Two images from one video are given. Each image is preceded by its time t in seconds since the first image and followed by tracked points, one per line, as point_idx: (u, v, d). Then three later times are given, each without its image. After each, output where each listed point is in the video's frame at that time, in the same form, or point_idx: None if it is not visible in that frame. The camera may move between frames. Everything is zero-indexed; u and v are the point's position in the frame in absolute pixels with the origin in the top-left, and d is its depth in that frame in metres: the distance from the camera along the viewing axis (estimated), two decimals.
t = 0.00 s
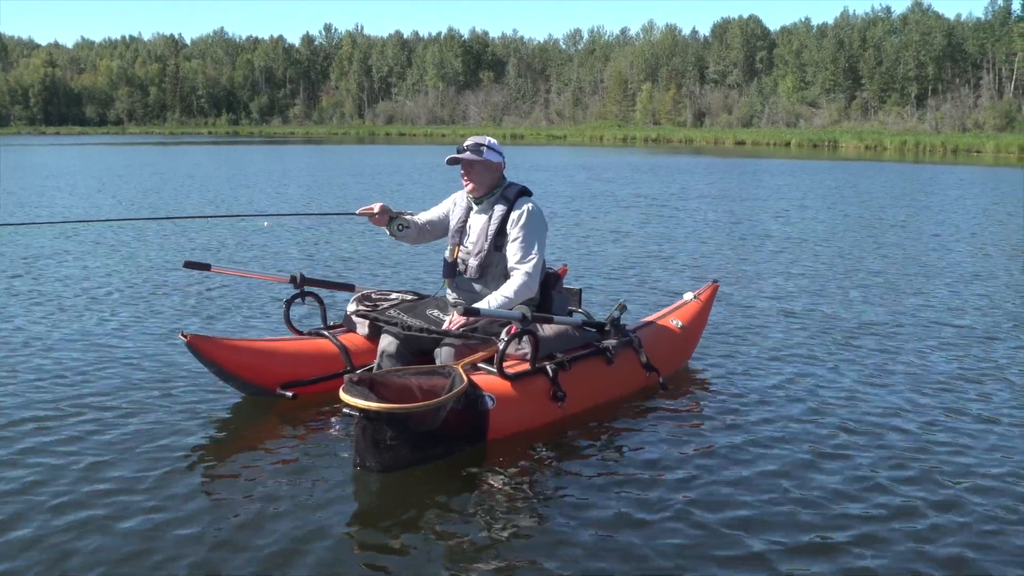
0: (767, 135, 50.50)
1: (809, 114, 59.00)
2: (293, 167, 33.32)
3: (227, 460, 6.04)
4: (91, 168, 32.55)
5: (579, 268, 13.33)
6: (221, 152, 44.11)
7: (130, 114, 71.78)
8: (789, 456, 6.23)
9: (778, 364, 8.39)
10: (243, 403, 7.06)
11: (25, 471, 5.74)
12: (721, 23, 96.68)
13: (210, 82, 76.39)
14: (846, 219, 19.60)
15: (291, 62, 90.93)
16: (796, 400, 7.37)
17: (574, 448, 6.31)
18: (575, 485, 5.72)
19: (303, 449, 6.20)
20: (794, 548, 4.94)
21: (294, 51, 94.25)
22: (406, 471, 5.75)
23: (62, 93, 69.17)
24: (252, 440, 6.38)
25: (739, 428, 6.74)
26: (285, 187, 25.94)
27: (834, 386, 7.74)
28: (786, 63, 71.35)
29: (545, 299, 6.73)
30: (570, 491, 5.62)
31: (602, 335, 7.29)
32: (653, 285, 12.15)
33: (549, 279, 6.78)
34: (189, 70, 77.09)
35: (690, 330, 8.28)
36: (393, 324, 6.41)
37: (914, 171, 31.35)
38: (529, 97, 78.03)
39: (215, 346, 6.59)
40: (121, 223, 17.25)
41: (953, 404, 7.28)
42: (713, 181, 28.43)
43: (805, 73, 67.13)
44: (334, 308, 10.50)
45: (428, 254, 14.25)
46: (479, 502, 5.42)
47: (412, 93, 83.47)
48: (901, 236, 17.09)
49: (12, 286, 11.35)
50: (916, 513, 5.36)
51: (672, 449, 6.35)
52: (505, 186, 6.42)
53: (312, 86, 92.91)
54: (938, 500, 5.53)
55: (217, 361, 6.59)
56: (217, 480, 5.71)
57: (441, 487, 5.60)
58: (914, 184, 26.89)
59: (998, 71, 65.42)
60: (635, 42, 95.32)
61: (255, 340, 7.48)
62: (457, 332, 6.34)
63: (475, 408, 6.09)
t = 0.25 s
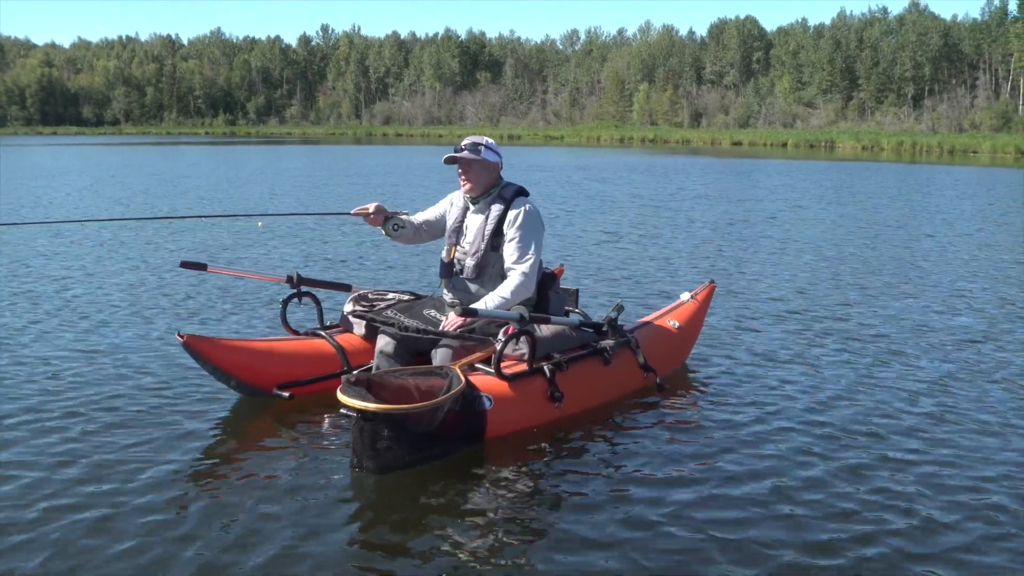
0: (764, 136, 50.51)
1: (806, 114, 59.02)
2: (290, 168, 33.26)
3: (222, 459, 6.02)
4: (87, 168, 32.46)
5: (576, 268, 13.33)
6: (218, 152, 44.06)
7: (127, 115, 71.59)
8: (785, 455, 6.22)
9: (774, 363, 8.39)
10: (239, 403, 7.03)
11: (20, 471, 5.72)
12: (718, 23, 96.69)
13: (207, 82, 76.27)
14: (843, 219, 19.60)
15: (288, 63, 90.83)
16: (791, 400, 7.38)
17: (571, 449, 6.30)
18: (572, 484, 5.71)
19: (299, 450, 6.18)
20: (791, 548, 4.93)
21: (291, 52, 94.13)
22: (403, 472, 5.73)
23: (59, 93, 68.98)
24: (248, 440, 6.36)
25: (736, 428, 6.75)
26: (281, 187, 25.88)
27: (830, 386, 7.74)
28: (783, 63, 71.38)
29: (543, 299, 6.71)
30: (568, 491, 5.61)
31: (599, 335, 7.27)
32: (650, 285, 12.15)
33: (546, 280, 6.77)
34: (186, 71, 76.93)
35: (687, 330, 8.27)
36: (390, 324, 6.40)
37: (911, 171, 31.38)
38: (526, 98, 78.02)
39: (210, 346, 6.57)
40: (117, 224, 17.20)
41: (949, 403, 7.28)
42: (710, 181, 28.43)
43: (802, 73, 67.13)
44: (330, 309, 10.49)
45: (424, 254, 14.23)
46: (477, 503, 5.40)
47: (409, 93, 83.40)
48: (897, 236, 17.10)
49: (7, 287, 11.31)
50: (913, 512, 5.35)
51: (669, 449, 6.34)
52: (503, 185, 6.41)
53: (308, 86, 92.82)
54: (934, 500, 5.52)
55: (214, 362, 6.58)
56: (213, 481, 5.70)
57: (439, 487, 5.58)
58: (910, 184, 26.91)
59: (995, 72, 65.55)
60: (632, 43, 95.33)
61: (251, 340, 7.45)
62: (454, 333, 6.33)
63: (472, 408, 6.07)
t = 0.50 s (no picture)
0: (762, 134, 50.50)
1: (804, 113, 59.03)
2: (287, 167, 33.18)
3: (221, 461, 6.00)
4: (84, 168, 32.40)
5: (573, 267, 13.30)
6: (215, 151, 44.01)
7: (124, 114, 71.44)
8: (784, 454, 6.19)
9: (772, 363, 8.36)
10: (237, 404, 7.00)
11: (15, 472, 5.69)
12: (715, 22, 96.67)
13: (204, 81, 76.16)
14: (841, 218, 19.59)
15: (285, 62, 90.72)
16: (790, 399, 7.34)
17: (571, 449, 6.28)
18: (572, 484, 5.69)
19: (297, 450, 6.15)
20: (791, 548, 4.90)
21: (288, 51, 94.01)
22: (402, 472, 5.71)
23: (56, 93, 68.86)
24: (246, 441, 6.33)
25: (736, 426, 6.73)
26: (278, 187, 25.83)
27: (829, 385, 7.71)
28: (780, 62, 71.38)
29: (541, 298, 6.68)
30: (567, 491, 5.58)
31: (597, 335, 7.25)
32: (648, 284, 12.13)
33: (544, 279, 6.73)
34: (183, 70, 76.83)
35: (685, 328, 8.24)
36: (387, 325, 6.36)
37: (908, 170, 31.37)
38: (523, 97, 77.95)
39: (207, 347, 6.53)
40: (113, 223, 17.14)
41: (948, 402, 7.25)
42: (708, 180, 28.41)
43: (799, 72, 67.12)
44: (327, 308, 10.47)
45: (421, 253, 14.20)
46: (477, 503, 5.38)
47: (407, 92, 83.31)
48: (895, 235, 17.08)
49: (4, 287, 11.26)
50: (913, 512, 5.32)
51: (668, 448, 6.31)
52: (501, 184, 6.36)
53: (306, 85, 92.71)
54: (934, 500, 5.49)
55: (211, 363, 6.54)
56: (211, 481, 5.67)
57: (438, 488, 5.56)
58: (907, 183, 26.89)
59: (992, 71, 65.60)
60: (629, 42, 95.29)
61: (248, 340, 7.41)
62: (452, 333, 6.30)
63: (471, 409, 6.05)
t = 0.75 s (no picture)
0: (760, 134, 50.49)
1: (801, 112, 59.02)
2: (284, 167, 33.13)
3: (217, 461, 5.98)
4: (80, 168, 32.34)
5: (571, 267, 13.29)
6: (212, 151, 43.95)
7: (121, 114, 71.32)
8: (784, 455, 6.15)
9: (771, 362, 8.34)
10: (233, 405, 6.98)
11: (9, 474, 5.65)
12: (712, 21, 96.70)
13: (201, 81, 76.06)
14: (838, 217, 19.58)
15: (283, 61, 90.62)
16: (790, 399, 7.32)
17: (569, 449, 6.26)
18: (570, 484, 5.68)
19: (295, 451, 6.13)
20: (791, 551, 4.87)
21: (285, 50, 93.92)
22: (399, 473, 5.69)
23: (52, 93, 68.76)
24: (243, 442, 6.31)
25: (734, 426, 6.72)
26: (275, 187, 25.79)
27: (829, 385, 7.69)
28: (777, 61, 71.41)
29: (538, 298, 6.66)
30: (565, 492, 5.56)
31: (594, 335, 7.23)
32: (646, 284, 12.12)
33: (541, 279, 6.71)
34: (180, 70, 76.74)
35: (681, 328, 8.22)
36: (384, 326, 6.34)
37: (906, 169, 31.36)
38: (521, 96, 77.88)
39: (204, 348, 6.51)
40: (110, 223, 17.11)
41: (948, 402, 7.22)
42: (705, 179, 28.37)
43: (796, 71, 67.10)
44: (324, 309, 10.45)
45: (419, 253, 14.19)
46: (474, 503, 5.36)
47: (404, 92, 83.24)
48: (892, 234, 17.08)
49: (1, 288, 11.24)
50: (912, 511, 5.32)
51: (666, 448, 6.29)
52: (498, 184, 6.34)
53: (303, 85, 92.63)
54: (933, 500, 5.48)
55: (208, 364, 6.52)
56: (209, 482, 5.65)
57: (436, 488, 5.54)
58: (905, 182, 26.87)
59: (989, 70, 65.63)
60: (627, 41, 95.30)
61: (244, 341, 7.39)
62: (449, 333, 6.27)
63: (469, 409, 6.03)
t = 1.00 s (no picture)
0: (757, 135, 50.58)
1: (798, 114, 59.11)
2: (282, 169, 33.15)
3: (214, 464, 5.96)
4: (77, 169, 32.32)
5: (569, 268, 13.29)
6: (208, 153, 43.93)
7: (119, 116, 71.28)
8: (783, 457, 6.16)
9: (769, 364, 8.34)
10: (229, 407, 6.97)
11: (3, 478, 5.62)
12: (709, 23, 96.86)
13: (198, 83, 76.05)
14: (836, 218, 19.61)
15: (280, 63, 90.68)
16: (787, 401, 7.32)
17: (567, 452, 6.24)
18: (569, 487, 5.67)
19: (291, 454, 6.12)
20: (790, 558, 4.83)
21: (282, 53, 93.97)
22: (396, 476, 5.67)
23: (50, 95, 68.74)
24: (240, 444, 6.29)
25: (732, 428, 6.73)
26: (272, 189, 25.81)
27: (828, 387, 7.67)
28: (775, 63, 71.50)
29: (536, 300, 6.64)
30: (562, 496, 5.53)
31: (592, 337, 7.22)
32: (643, 285, 12.13)
33: (539, 281, 6.69)
34: (178, 72, 76.75)
35: (679, 330, 8.21)
36: (381, 328, 6.32)
37: (903, 171, 31.41)
38: (518, 98, 77.96)
39: (200, 351, 6.49)
40: (108, 225, 17.10)
41: (947, 405, 7.19)
42: (703, 181, 28.41)
43: (793, 73, 67.20)
44: (321, 311, 10.46)
45: (416, 255, 14.19)
46: (472, 506, 5.35)
47: (401, 94, 83.29)
48: (890, 235, 17.11)
49: None
50: (910, 514, 5.33)
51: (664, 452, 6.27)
52: (496, 186, 6.34)
53: (301, 86, 92.69)
54: (933, 506, 5.44)
55: (203, 366, 6.50)
56: (206, 485, 5.64)
57: (433, 492, 5.52)
58: (902, 184, 26.92)
59: (986, 71, 65.77)
60: (624, 43, 95.44)
61: (240, 343, 7.38)
62: (446, 334, 6.26)
63: (467, 412, 6.00)
